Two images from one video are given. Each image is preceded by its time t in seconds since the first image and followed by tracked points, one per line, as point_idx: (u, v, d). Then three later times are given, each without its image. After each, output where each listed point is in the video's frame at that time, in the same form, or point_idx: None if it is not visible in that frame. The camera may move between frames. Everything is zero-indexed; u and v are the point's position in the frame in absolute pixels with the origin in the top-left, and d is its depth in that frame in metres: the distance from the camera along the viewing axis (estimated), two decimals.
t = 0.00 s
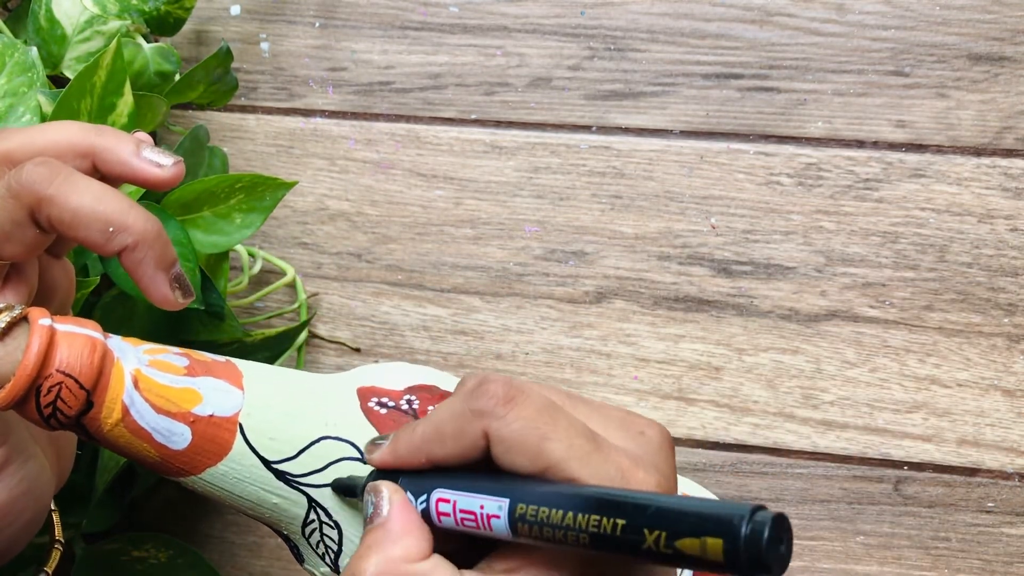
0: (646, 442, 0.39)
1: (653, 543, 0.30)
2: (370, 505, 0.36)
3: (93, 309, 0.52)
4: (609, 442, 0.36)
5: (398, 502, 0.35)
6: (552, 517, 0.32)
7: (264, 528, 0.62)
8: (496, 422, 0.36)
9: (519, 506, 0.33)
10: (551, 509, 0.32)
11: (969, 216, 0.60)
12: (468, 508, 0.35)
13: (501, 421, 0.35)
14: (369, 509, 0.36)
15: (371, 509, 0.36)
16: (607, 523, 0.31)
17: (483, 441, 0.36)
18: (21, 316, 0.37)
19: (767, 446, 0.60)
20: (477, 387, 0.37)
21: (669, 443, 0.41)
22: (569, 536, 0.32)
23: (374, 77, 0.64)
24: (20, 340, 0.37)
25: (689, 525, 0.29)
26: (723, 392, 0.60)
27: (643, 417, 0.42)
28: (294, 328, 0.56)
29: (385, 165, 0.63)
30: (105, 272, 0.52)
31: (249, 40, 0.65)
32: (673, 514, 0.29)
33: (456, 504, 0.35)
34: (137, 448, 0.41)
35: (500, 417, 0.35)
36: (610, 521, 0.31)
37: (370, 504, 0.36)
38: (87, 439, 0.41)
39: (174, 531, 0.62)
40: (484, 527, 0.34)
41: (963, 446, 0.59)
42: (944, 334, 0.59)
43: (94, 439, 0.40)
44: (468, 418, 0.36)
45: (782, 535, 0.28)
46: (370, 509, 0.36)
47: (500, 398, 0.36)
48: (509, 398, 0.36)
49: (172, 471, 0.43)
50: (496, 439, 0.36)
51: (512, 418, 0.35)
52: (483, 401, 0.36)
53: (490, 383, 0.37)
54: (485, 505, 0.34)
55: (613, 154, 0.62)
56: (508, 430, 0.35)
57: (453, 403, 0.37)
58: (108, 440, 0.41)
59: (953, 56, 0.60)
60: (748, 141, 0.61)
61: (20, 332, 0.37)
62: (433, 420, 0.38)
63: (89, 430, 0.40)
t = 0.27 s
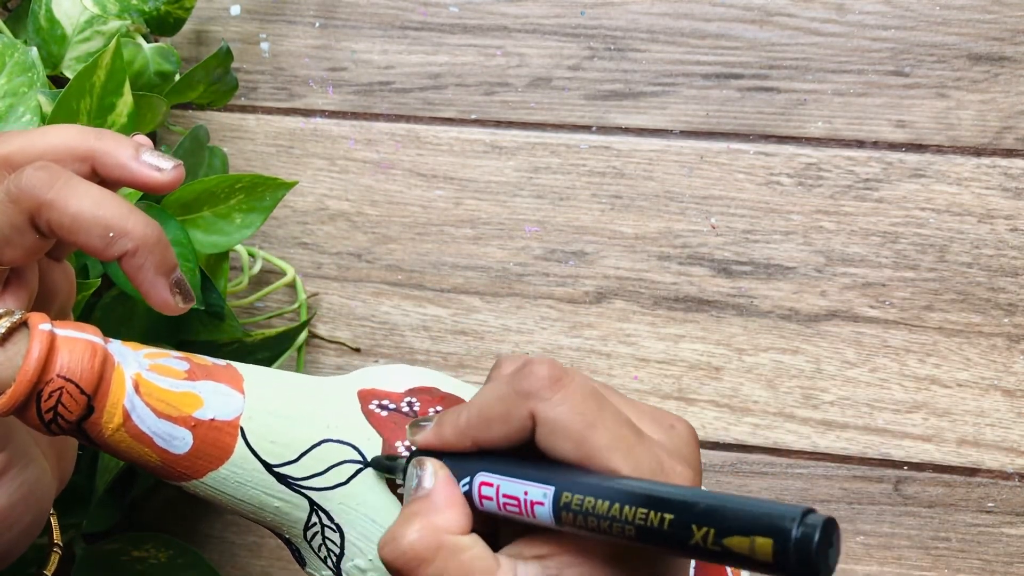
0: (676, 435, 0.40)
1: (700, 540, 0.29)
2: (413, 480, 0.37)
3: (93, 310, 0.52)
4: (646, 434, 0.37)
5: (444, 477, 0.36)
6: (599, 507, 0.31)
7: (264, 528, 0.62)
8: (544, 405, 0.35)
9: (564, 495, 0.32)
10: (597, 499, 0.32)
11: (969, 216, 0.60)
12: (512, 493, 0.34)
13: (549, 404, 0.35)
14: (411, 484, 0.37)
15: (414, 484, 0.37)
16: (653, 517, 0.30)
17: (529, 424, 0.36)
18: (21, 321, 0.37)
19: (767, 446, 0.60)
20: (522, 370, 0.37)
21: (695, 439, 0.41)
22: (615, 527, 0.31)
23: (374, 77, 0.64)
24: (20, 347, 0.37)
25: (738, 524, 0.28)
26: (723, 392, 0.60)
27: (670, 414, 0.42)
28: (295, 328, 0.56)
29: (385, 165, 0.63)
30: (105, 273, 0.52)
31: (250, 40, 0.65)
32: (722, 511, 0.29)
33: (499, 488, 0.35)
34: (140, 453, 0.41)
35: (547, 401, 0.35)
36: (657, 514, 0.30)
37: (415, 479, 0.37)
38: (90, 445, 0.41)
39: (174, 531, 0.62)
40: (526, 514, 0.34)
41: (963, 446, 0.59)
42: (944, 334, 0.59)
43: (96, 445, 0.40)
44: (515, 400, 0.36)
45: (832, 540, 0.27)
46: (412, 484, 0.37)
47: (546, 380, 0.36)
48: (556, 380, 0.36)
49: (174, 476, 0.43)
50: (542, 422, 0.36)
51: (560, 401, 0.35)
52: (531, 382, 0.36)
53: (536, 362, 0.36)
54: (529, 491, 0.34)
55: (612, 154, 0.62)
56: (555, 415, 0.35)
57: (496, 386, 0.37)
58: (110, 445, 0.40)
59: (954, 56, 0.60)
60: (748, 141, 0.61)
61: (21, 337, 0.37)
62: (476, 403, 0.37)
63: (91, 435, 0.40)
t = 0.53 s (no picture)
0: (631, 434, 0.40)
1: (646, 543, 0.30)
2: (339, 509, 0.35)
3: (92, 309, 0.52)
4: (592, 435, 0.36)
5: (370, 505, 0.35)
6: (540, 515, 0.32)
7: (263, 528, 0.62)
8: (481, 416, 0.36)
9: (503, 502, 0.33)
10: (537, 506, 0.32)
11: (969, 216, 0.60)
12: (446, 502, 0.34)
13: (485, 415, 0.35)
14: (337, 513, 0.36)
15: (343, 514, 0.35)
16: (597, 522, 0.31)
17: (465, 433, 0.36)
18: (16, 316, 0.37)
19: (767, 446, 0.60)
20: (464, 382, 0.37)
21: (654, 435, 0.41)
22: (557, 533, 0.32)
23: (374, 77, 0.64)
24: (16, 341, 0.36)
25: (683, 526, 0.30)
26: (723, 392, 0.60)
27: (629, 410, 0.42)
28: (294, 327, 0.56)
29: (385, 165, 0.63)
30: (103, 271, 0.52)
31: (249, 39, 0.65)
32: (668, 517, 0.30)
33: (433, 498, 0.34)
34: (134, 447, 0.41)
35: (485, 412, 0.36)
36: (601, 520, 0.31)
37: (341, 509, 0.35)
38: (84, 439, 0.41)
39: (175, 531, 0.62)
40: (463, 522, 0.34)
41: (963, 446, 0.59)
42: (944, 334, 0.59)
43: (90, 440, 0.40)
44: (452, 411, 0.36)
45: (773, 536, 0.30)
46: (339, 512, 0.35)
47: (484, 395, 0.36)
48: (494, 395, 0.36)
49: (168, 471, 0.43)
50: (480, 432, 0.36)
51: (497, 413, 0.35)
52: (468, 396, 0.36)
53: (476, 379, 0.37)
54: (466, 500, 0.34)
55: (613, 154, 0.62)
56: (490, 424, 0.35)
57: (436, 395, 0.37)
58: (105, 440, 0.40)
59: (953, 56, 0.60)
60: (748, 141, 0.61)
61: (16, 331, 0.37)
62: (415, 408, 0.37)
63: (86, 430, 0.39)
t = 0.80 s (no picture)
0: (642, 436, 0.40)
1: (660, 544, 0.30)
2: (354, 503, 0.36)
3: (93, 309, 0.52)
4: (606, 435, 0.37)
5: (387, 497, 0.35)
6: (556, 513, 0.32)
7: (263, 528, 0.62)
8: (500, 413, 0.36)
9: (519, 500, 0.33)
10: (553, 504, 0.32)
11: (969, 216, 0.60)
12: (463, 499, 0.34)
13: (505, 413, 0.36)
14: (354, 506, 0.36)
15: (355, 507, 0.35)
16: (612, 521, 0.31)
17: (483, 431, 0.36)
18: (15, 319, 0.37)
19: (767, 446, 0.60)
20: (481, 378, 0.37)
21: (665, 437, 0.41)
22: (572, 531, 0.32)
23: (374, 77, 0.64)
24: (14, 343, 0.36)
25: (698, 528, 0.30)
26: (723, 392, 0.60)
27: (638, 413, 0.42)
28: (294, 327, 0.56)
29: (385, 165, 0.63)
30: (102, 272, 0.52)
31: (249, 40, 0.65)
32: (683, 518, 0.30)
33: (451, 494, 0.35)
34: (134, 449, 0.41)
35: (504, 409, 0.36)
36: (615, 519, 0.31)
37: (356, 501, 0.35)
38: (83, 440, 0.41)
39: (175, 532, 0.62)
40: (479, 518, 0.34)
41: (963, 446, 0.59)
42: (944, 334, 0.59)
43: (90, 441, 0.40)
44: (471, 406, 0.36)
45: (787, 540, 0.29)
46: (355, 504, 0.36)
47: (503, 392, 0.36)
48: (513, 392, 0.36)
49: (168, 472, 0.43)
50: (498, 429, 0.36)
51: (515, 411, 0.36)
52: (486, 393, 0.36)
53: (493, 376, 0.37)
54: (482, 497, 0.34)
55: (612, 154, 0.62)
56: (509, 422, 0.35)
57: (453, 392, 0.37)
58: (104, 441, 0.40)
59: (953, 57, 0.60)
60: (748, 141, 0.61)
61: (15, 334, 0.37)
62: (432, 404, 0.37)
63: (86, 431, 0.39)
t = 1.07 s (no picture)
0: (657, 430, 0.40)
1: (672, 533, 0.30)
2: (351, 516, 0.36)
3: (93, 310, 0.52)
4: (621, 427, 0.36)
5: (405, 483, 0.35)
6: (568, 501, 0.32)
7: (263, 528, 0.62)
8: (514, 403, 0.35)
9: (533, 489, 0.33)
10: (566, 493, 0.32)
11: (969, 216, 0.60)
12: (478, 488, 0.34)
13: (519, 403, 0.35)
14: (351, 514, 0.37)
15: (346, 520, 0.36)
16: (624, 510, 0.31)
17: (499, 421, 0.36)
18: (16, 318, 0.37)
19: (767, 446, 0.60)
20: (497, 368, 0.37)
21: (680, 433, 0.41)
22: (584, 520, 0.32)
23: (374, 77, 0.64)
24: (16, 342, 0.36)
25: (710, 517, 0.29)
26: (723, 392, 0.60)
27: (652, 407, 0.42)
28: (294, 327, 0.56)
29: (385, 165, 0.63)
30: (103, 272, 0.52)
31: (250, 39, 0.64)
32: (693, 507, 0.30)
33: (465, 483, 0.35)
34: (135, 448, 0.41)
35: (519, 399, 0.35)
36: (628, 508, 0.31)
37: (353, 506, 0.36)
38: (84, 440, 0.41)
39: (174, 531, 0.62)
40: (494, 508, 0.34)
41: (963, 446, 0.59)
42: (944, 334, 0.59)
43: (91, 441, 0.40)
44: (486, 398, 0.36)
45: (800, 531, 0.29)
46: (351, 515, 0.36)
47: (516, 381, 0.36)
48: (528, 381, 0.36)
49: (169, 471, 0.43)
50: (514, 419, 0.35)
51: (531, 400, 0.35)
52: (500, 383, 0.36)
53: (509, 364, 0.36)
54: (497, 486, 0.34)
55: (612, 154, 0.62)
56: (524, 412, 0.35)
57: (468, 382, 0.37)
58: (105, 441, 0.40)
59: (953, 57, 0.60)
60: (748, 141, 0.61)
61: (16, 333, 0.36)
62: (448, 394, 0.37)
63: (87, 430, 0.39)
